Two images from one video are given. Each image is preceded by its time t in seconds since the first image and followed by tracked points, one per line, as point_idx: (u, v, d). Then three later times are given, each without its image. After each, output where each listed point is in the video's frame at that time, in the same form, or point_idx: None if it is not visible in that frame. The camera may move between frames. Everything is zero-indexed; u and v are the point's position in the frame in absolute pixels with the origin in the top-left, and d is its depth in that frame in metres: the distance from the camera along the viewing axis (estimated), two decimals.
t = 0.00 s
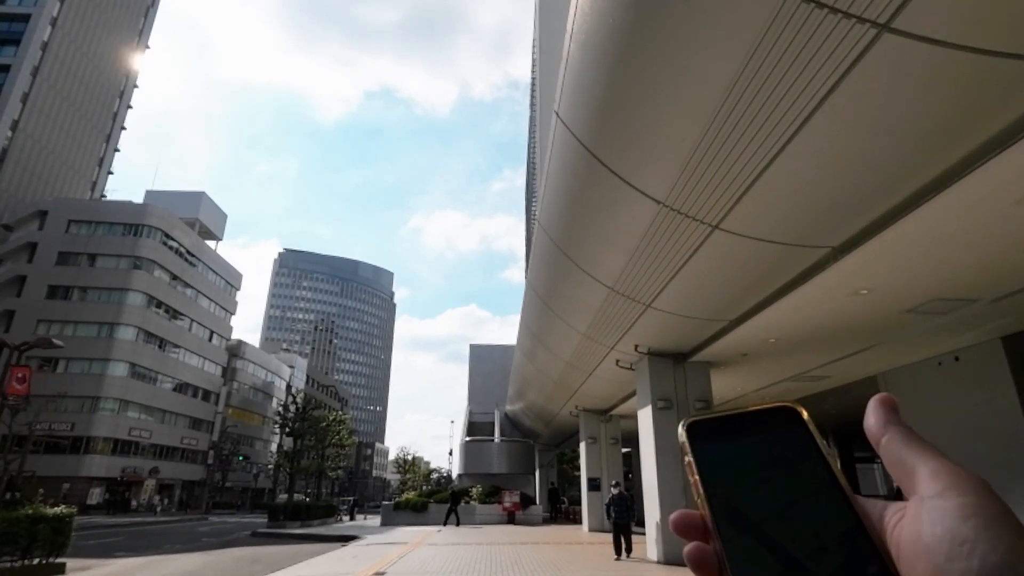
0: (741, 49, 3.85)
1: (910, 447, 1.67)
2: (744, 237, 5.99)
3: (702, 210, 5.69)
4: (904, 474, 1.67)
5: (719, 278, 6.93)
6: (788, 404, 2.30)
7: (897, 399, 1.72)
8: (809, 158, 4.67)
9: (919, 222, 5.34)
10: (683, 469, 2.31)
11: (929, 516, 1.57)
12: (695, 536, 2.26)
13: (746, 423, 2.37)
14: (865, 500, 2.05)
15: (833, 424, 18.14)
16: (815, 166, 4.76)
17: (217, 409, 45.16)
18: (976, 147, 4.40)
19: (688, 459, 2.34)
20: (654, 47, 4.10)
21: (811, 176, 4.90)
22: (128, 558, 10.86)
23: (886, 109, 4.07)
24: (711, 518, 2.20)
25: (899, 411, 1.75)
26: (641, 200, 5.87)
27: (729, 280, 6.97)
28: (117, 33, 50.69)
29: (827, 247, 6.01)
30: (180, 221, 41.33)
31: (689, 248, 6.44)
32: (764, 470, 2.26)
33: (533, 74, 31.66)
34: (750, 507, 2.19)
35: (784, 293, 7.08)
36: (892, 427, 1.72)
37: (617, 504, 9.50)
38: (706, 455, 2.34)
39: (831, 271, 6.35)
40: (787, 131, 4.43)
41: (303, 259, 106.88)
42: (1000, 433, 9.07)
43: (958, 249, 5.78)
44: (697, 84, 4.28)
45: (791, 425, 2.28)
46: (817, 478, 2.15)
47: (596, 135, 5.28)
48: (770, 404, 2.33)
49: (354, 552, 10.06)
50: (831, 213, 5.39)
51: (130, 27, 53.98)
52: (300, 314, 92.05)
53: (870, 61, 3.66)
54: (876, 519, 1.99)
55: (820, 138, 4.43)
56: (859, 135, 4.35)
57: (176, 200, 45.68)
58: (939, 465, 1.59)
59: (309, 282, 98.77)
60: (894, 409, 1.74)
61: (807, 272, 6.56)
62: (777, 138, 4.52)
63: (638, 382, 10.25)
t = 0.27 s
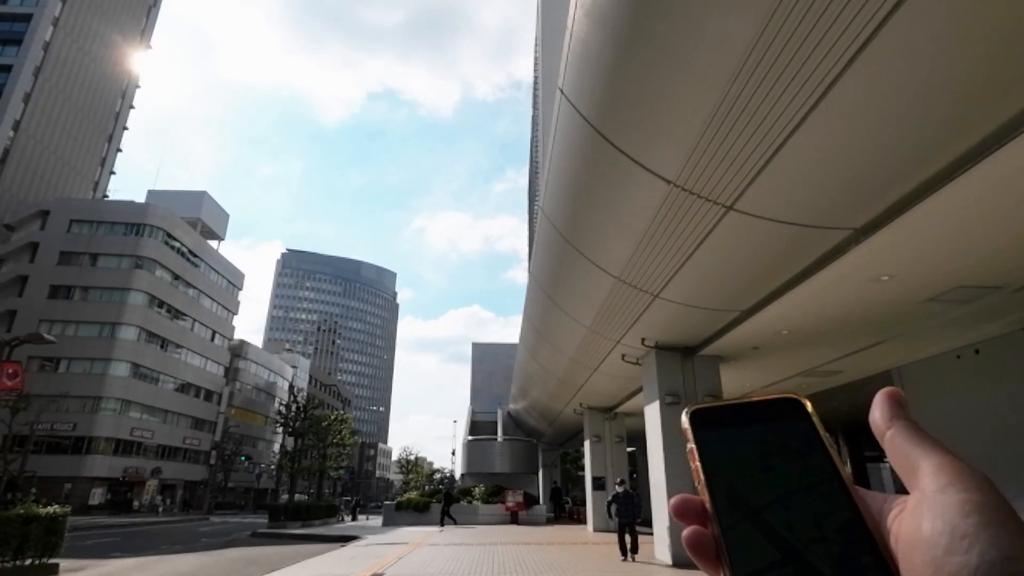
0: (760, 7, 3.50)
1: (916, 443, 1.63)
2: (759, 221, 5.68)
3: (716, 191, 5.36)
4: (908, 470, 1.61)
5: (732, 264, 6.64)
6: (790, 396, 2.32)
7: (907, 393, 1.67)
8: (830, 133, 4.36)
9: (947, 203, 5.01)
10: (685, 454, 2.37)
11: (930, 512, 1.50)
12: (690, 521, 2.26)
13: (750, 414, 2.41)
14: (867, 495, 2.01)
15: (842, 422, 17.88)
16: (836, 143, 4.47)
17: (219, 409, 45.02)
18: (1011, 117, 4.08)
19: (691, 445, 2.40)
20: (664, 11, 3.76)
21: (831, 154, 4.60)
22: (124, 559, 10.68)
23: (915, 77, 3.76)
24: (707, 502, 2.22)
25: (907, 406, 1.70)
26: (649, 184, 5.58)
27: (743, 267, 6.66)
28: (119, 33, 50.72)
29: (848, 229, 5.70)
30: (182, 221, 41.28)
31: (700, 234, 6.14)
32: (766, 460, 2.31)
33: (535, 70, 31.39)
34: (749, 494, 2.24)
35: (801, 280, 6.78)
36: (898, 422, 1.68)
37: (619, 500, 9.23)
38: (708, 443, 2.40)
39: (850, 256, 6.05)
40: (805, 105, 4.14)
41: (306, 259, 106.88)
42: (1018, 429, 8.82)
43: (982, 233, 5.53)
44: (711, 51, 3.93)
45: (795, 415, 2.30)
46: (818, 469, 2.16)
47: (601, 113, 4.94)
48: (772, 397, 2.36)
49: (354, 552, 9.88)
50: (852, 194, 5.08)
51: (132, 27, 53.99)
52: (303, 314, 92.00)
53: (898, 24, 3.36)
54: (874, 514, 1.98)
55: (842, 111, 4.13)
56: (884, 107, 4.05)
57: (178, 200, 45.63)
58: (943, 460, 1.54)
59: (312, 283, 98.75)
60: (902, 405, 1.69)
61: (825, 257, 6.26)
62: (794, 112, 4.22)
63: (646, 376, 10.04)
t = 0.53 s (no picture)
0: None
1: (876, 462, 1.66)
2: (778, 207, 5.37)
3: (735, 175, 5.06)
4: (867, 486, 1.64)
5: (749, 255, 6.32)
6: (769, 419, 2.18)
7: (870, 415, 1.71)
8: (862, 107, 4.05)
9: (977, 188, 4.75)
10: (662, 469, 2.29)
11: (884, 529, 1.54)
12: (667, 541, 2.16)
13: (731, 433, 2.28)
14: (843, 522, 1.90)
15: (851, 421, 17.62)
16: (866, 118, 4.15)
17: (223, 409, 44.93)
18: None
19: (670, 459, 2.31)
20: None
21: (862, 130, 4.28)
22: (122, 562, 10.51)
23: (959, 38, 3.44)
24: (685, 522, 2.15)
25: (869, 428, 1.74)
26: (662, 166, 5.26)
27: (759, 257, 6.35)
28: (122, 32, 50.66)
29: (876, 215, 5.37)
30: (185, 220, 41.25)
31: (716, 221, 5.83)
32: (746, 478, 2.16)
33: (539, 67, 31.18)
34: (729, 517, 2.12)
35: (819, 273, 6.50)
36: (860, 442, 1.71)
37: (631, 501, 8.86)
38: (688, 461, 2.29)
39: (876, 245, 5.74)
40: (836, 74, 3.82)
41: (310, 259, 106.90)
42: None
43: (1009, 221, 5.29)
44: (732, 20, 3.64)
45: (770, 438, 2.18)
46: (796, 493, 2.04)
47: (613, 93, 4.65)
48: (752, 419, 2.23)
49: (355, 555, 9.69)
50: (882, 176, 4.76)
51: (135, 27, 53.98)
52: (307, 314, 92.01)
53: None
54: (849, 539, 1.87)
55: (876, 81, 3.81)
56: (922, 76, 3.73)
57: (181, 199, 45.59)
58: (901, 476, 1.58)
59: (315, 282, 98.75)
60: (865, 425, 1.73)
61: (847, 247, 5.96)
62: (825, 85, 3.90)
63: (654, 374, 9.82)
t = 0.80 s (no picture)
0: None
1: (882, 382, 1.61)
2: (803, 183, 5.08)
3: (758, 148, 4.77)
4: (871, 404, 1.61)
5: (768, 237, 6.04)
6: (772, 345, 2.32)
7: (876, 335, 1.68)
8: (900, 70, 3.75)
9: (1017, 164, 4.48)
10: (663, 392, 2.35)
11: (886, 443, 1.51)
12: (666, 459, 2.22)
13: (731, 362, 2.40)
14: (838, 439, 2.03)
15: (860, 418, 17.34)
16: (904, 84, 3.86)
17: (225, 407, 44.83)
18: None
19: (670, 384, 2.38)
20: None
21: (900, 96, 3.97)
22: (117, 560, 10.31)
23: None
24: (686, 443, 2.21)
25: (877, 348, 1.70)
26: (679, 140, 4.99)
27: (779, 239, 6.07)
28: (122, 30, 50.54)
29: (909, 191, 5.06)
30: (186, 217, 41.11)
31: (735, 200, 5.56)
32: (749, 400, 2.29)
33: (541, 61, 30.92)
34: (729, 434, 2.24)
35: (843, 255, 6.18)
36: (865, 363, 1.69)
37: (640, 497, 8.65)
38: (690, 387, 2.36)
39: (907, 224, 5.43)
40: (873, 34, 3.52)
41: (312, 258, 106.77)
42: None
43: None
44: None
45: (773, 363, 2.32)
46: (792, 416, 2.16)
47: (629, 60, 4.38)
48: (754, 347, 2.35)
49: (356, 553, 9.50)
50: (917, 147, 4.45)
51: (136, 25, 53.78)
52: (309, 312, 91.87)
53: None
54: (844, 452, 2.01)
55: (919, 40, 3.50)
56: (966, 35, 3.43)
57: (183, 197, 45.43)
58: (904, 390, 1.54)
59: (317, 281, 98.63)
60: (871, 346, 1.69)
61: (875, 226, 5.66)
62: (860, 44, 3.59)
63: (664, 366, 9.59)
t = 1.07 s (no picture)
0: None
1: (913, 390, 1.56)
2: (824, 162, 4.80)
3: (779, 124, 4.47)
4: (900, 414, 1.57)
5: (786, 222, 5.77)
6: (798, 352, 2.42)
7: (906, 344, 1.62)
8: (936, 37, 3.47)
9: None
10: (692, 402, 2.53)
11: (918, 454, 1.48)
12: (693, 467, 2.39)
13: (760, 370, 2.54)
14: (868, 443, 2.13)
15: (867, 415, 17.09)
16: (942, 51, 3.57)
17: (225, 406, 44.65)
18: None
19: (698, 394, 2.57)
20: None
21: (933, 67, 3.70)
22: (113, 561, 10.14)
23: None
24: (712, 451, 2.36)
25: (907, 356, 1.65)
26: (693, 121, 4.73)
27: (796, 224, 5.80)
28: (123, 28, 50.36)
29: (939, 170, 4.78)
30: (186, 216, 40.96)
31: (751, 184, 5.30)
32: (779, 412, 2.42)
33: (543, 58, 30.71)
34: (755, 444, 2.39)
35: (866, 241, 5.91)
36: (897, 371, 1.64)
37: (646, 500, 8.24)
38: (718, 396, 2.52)
39: (935, 207, 5.15)
40: None
41: (313, 257, 106.60)
42: None
43: None
44: None
45: (804, 372, 2.41)
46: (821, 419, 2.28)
47: (641, 29, 4.08)
48: (780, 354, 2.48)
49: (355, 554, 9.32)
50: (951, 123, 4.18)
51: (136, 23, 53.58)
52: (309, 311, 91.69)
53: None
54: (870, 451, 2.11)
55: (959, 5, 3.23)
56: None
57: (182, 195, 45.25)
58: (937, 402, 1.48)
59: (318, 280, 98.45)
60: (899, 355, 1.65)
61: (900, 210, 5.39)
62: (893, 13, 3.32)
63: (672, 362, 9.37)
